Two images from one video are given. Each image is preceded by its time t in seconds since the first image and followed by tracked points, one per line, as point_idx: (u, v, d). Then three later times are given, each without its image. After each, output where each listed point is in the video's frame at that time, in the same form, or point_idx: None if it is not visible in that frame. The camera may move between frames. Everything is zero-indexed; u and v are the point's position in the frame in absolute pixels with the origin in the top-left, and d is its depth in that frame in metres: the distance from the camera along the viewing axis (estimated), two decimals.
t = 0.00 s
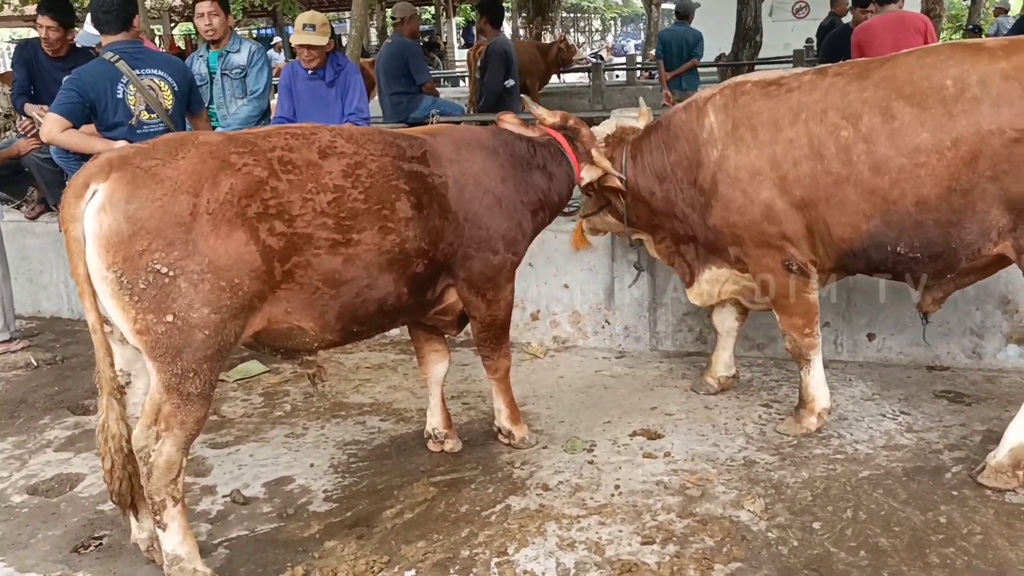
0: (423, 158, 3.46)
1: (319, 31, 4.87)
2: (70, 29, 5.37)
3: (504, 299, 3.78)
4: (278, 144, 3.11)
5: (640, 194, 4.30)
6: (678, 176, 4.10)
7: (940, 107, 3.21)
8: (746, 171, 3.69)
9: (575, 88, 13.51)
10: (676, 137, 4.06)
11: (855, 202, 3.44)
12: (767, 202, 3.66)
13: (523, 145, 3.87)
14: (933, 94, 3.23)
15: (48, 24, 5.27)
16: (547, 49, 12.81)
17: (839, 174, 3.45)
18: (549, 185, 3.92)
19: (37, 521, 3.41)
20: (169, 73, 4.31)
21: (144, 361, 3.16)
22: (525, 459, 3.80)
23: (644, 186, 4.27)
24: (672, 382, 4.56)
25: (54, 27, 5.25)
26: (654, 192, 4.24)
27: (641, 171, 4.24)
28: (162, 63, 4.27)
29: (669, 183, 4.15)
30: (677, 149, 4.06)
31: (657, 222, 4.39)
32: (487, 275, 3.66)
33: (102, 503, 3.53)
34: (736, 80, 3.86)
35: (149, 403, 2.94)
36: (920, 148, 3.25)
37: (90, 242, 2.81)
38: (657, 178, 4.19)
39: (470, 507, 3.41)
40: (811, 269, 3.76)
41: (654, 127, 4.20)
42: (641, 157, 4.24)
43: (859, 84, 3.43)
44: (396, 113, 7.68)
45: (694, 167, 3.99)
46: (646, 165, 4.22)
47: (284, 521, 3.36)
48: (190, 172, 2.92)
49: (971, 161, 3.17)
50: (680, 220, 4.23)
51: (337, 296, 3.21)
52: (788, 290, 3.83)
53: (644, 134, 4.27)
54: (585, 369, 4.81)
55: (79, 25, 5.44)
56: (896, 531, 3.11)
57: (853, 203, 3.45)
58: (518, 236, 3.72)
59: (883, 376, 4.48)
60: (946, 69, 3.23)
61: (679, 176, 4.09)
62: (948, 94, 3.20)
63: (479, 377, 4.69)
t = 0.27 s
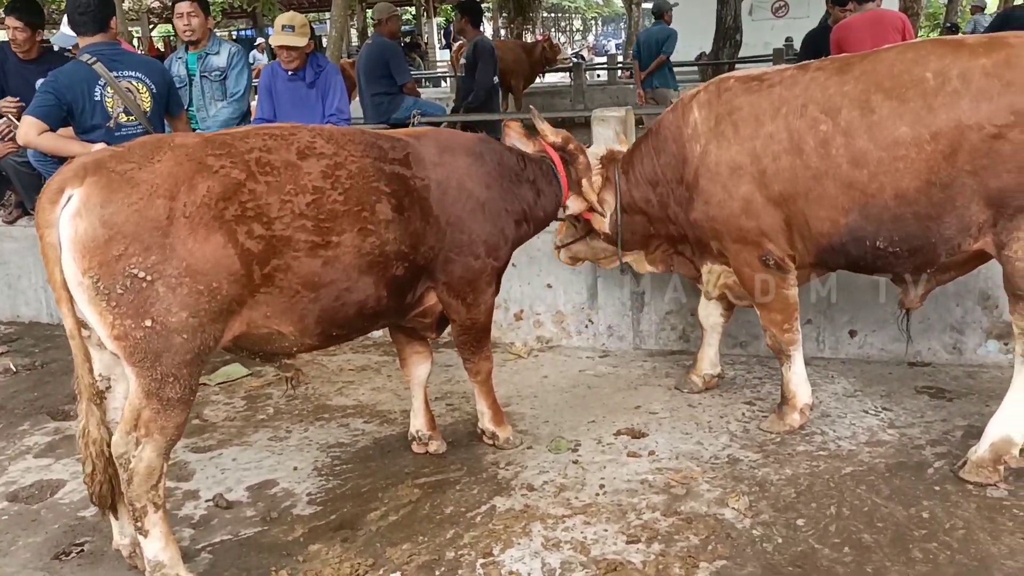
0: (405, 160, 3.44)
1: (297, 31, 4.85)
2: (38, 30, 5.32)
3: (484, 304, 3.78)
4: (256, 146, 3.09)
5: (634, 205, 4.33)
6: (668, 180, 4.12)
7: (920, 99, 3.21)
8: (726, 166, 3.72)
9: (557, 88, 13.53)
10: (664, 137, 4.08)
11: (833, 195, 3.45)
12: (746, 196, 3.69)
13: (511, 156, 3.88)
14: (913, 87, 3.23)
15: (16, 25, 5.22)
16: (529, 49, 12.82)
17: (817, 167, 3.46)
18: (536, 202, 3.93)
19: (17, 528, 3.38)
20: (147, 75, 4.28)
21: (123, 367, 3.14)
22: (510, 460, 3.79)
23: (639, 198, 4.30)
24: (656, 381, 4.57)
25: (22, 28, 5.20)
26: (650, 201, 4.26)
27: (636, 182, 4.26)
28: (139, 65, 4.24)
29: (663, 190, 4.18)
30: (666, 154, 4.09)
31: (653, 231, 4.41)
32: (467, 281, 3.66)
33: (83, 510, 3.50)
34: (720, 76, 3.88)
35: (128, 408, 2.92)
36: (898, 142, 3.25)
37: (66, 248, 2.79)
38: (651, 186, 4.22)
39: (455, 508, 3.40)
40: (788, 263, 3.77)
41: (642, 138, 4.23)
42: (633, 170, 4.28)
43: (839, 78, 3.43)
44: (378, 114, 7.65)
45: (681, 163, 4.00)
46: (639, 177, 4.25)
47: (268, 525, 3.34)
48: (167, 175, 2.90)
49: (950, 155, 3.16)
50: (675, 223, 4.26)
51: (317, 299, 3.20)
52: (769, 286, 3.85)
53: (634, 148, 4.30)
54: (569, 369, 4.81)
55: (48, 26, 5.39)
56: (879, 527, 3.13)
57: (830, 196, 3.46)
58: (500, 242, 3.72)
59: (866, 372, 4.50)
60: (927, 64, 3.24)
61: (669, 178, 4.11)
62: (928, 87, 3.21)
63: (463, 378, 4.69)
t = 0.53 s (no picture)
0: (386, 155, 3.42)
1: (280, 29, 4.83)
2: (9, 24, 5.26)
3: (464, 306, 3.75)
4: (233, 140, 3.06)
5: (635, 225, 4.32)
6: (664, 191, 4.12)
7: (917, 95, 3.22)
8: (722, 165, 3.70)
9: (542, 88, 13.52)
10: (659, 146, 4.07)
11: (831, 190, 3.44)
12: (743, 194, 3.67)
13: (498, 177, 3.85)
14: (911, 82, 3.24)
15: None
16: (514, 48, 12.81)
17: (814, 163, 3.45)
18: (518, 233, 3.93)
19: None
20: (127, 72, 4.22)
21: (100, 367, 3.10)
22: (494, 459, 3.77)
23: (638, 216, 4.29)
24: (641, 380, 4.56)
25: None
26: (650, 217, 4.26)
27: (634, 203, 4.26)
28: (119, 62, 4.18)
29: (661, 204, 4.18)
30: (661, 164, 4.08)
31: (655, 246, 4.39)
32: (446, 281, 3.64)
33: (61, 511, 3.46)
34: (713, 78, 3.86)
35: (106, 408, 2.88)
36: (897, 137, 3.25)
37: (41, 249, 2.76)
38: (649, 202, 4.22)
39: (439, 508, 3.38)
40: (785, 264, 3.77)
41: (636, 154, 4.23)
42: (630, 188, 4.28)
43: (836, 75, 3.44)
44: (361, 113, 7.61)
45: (676, 166, 3.97)
46: (636, 195, 4.25)
47: (250, 526, 3.31)
48: (142, 172, 2.86)
49: (948, 152, 3.17)
50: (676, 234, 4.24)
51: (296, 296, 3.17)
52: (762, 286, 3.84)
53: (631, 166, 4.29)
54: (553, 368, 4.79)
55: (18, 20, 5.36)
56: (864, 526, 3.13)
57: (828, 192, 3.45)
58: (481, 244, 3.69)
59: (851, 371, 4.50)
60: (924, 60, 3.25)
61: (666, 190, 4.10)
62: (926, 82, 3.22)
63: (447, 378, 4.66)
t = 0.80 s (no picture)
0: (365, 148, 3.39)
1: (253, 24, 4.78)
2: None
3: (443, 304, 3.71)
4: (209, 132, 3.02)
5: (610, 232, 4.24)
6: (643, 196, 4.05)
7: (900, 88, 3.22)
8: (707, 160, 3.68)
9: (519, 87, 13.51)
10: (638, 151, 4.01)
11: (817, 182, 3.42)
12: (728, 189, 3.65)
13: (480, 183, 3.82)
14: (894, 75, 3.24)
15: None
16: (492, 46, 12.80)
17: (799, 157, 3.44)
18: (500, 245, 3.90)
19: None
20: (95, 65, 4.14)
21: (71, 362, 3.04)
22: (470, 457, 3.74)
23: (612, 224, 4.21)
24: (618, 377, 4.55)
25: None
26: (625, 226, 4.18)
27: (608, 212, 4.18)
28: (86, 56, 4.11)
29: (638, 212, 4.11)
30: (640, 168, 4.02)
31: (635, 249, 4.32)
32: (424, 278, 3.60)
33: (29, 512, 3.39)
34: (695, 75, 3.86)
35: (78, 405, 2.84)
36: (881, 129, 3.24)
37: (13, 241, 2.69)
38: (624, 210, 4.15)
39: (414, 507, 3.35)
40: (771, 260, 3.75)
41: (611, 164, 4.15)
42: (603, 198, 4.19)
43: (820, 69, 3.44)
44: (338, 109, 7.57)
45: (659, 168, 3.91)
46: (611, 205, 4.17)
47: (222, 525, 3.26)
48: (116, 165, 2.81)
49: (931, 146, 3.16)
50: (653, 239, 4.17)
51: (272, 290, 3.12)
52: (746, 283, 3.80)
53: (603, 176, 4.20)
54: (531, 366, 4.76)
55: None
56: (840, 522, 3.12)
57: (813, 184, 3.44)
58: (461, 241, 3.66)
59: (827, 367, 4.51)
60: (907, 54, 3.25)
61: (644, 195, 4.03)
62: (909, 75, 3.22)
63: (423, 376, 4.63)
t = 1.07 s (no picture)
0: (322, 149, 3.34)
1: (206, 21, 4.70)
2: None
3: (400, 307, 3.66)
4: (160, 132, 2.95)
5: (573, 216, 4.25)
6: (606, 185, 4.05)
7: (867, 96, 3.19)
8: (670, 159, 3.67)
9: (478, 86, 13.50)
10: (602, 139, 4.00)
11: (780, 189, 3.42)
12: (690, 190, 3.65)
13: (436, 171, 3.78)
14: (860, 84, 3.21)
15: None
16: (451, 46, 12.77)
17: (762, 163, 3.44)
18: (462, 232, 3.86)
19: None
20: (38, 62, 4.04)
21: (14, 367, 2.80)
22: (428, 459, 3.71)
23: (577, 209, 4.22)
24: (577, 378, 4.54)
25: None
26: (590, 212, 4.19)
27: (572, 195, 4.17)
28: (31, 52, 4.03)
29: (602, 200, 4.12)
30: (604, 156, 4.02)
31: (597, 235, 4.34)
32: (382, 279, 3.56)
33: None
34: (661, 70, 3.82)
35: (21, 409, 2.73)
36: (847, 138, 3.22)
37: None
38: (588, 197, 4.15)
39: (370, 510, 3.31)
40: (728, 259, 3.76)
41: (575, 146, 4.14)
42: (567, 180, 4.18)
43: (786, 74, 3.41)
44: (294, 108, 7.49)
45: (624, 164, 3.91)
46: (574, 189, 4.17)
47: (172, 531, 3.19)
48: (64, 162, 2.74)
49: (900, 153, 3.14)
50: (616, 226, 4.20)
51: (224, 295, 3.06)
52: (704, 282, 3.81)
53: (567, 158, 4.19)
54: (489, 367, 4.74)
55: None
56: (795, 521, 3.14)
57: (777, 190, 3.43)
58: (417, 242, 3.62)
59: (782, 367, 4.55)
60: (872, 61, 3.22)
61: (609, 184, 4.04)
62: (874, 83, 3.19)
63: (380, 377, 4.58)
